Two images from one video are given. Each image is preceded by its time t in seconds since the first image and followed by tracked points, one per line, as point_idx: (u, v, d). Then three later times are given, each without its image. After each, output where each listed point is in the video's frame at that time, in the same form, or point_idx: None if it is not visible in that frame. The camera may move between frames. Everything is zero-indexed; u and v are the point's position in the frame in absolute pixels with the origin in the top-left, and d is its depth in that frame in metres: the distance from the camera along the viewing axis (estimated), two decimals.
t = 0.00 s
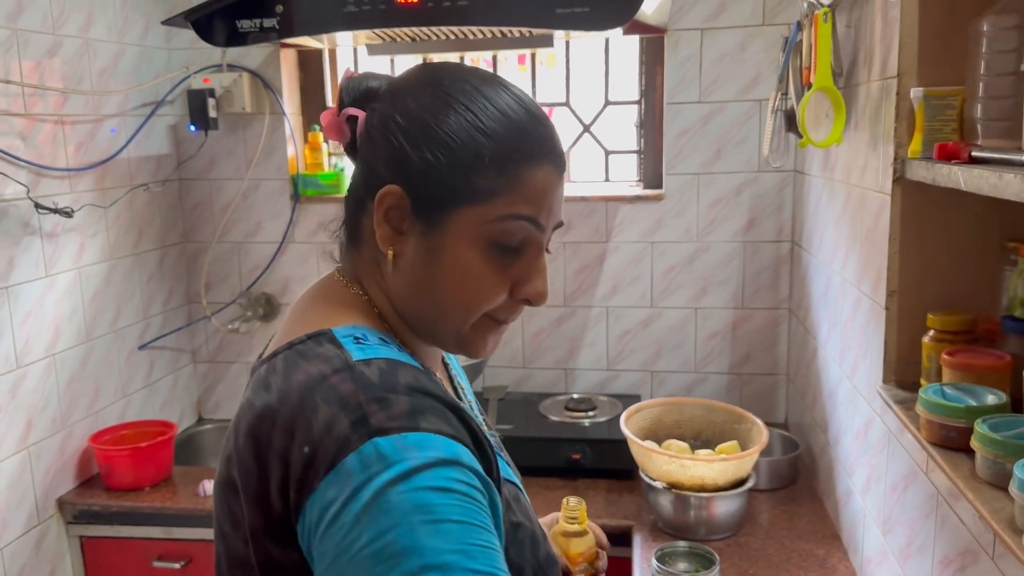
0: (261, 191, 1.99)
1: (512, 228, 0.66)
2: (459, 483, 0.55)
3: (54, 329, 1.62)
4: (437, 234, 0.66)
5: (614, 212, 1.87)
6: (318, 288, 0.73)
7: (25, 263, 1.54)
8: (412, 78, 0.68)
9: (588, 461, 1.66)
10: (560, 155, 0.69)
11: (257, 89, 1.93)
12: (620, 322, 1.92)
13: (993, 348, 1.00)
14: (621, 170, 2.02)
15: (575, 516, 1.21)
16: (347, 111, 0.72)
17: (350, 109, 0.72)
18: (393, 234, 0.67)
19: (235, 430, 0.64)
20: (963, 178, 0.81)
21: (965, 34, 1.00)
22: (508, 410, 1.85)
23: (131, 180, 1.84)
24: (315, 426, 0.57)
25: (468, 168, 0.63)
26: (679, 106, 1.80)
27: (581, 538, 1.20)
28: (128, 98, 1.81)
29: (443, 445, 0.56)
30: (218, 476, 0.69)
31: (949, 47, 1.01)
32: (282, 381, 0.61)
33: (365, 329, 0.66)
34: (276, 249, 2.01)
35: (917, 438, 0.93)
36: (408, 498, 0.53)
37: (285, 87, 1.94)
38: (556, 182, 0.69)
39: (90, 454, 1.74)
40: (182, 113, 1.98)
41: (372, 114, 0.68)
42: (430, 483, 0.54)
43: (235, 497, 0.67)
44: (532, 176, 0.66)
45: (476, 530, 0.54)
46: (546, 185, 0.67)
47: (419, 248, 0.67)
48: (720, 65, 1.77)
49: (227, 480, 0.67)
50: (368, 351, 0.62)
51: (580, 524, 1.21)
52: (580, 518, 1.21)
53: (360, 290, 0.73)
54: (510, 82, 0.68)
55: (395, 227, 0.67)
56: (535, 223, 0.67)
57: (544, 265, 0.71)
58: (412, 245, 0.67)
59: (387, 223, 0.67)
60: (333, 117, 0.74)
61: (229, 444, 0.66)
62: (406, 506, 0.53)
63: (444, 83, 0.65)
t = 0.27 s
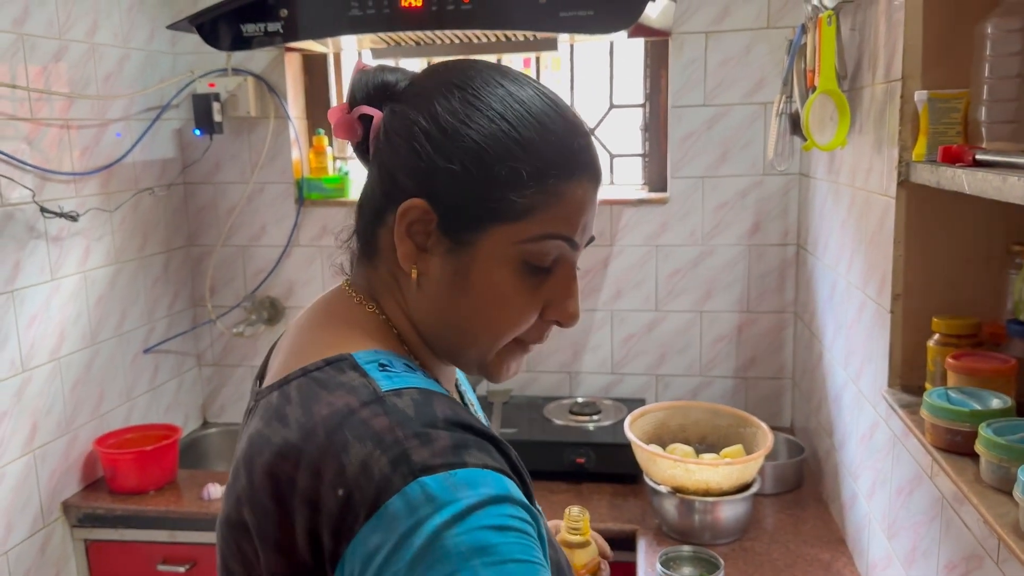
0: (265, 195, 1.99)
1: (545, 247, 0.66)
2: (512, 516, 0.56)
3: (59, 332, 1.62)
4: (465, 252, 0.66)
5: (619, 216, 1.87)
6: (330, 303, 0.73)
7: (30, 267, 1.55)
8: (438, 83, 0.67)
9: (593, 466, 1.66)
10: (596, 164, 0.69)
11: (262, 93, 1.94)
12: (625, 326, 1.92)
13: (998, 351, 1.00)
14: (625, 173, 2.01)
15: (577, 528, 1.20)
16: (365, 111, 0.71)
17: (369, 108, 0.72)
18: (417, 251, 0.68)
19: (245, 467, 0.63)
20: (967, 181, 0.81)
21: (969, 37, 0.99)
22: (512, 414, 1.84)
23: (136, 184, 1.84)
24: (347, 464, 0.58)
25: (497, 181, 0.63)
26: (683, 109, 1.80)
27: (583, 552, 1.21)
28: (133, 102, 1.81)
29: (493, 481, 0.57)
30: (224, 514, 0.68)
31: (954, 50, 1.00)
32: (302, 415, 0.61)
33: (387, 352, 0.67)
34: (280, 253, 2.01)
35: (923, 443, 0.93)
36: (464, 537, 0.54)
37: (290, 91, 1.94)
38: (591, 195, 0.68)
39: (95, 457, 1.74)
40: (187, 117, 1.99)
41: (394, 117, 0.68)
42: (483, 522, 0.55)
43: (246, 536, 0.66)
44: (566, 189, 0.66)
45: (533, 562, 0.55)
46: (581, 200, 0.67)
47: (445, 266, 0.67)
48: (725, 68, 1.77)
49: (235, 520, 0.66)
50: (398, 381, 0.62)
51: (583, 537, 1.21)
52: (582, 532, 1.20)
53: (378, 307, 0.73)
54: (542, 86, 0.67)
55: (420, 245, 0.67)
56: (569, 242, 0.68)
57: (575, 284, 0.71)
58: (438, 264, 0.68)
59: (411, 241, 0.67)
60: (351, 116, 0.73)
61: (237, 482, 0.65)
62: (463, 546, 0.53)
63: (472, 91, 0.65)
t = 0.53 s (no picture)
0: (270, 197, 1.99)
1: (565, 252, 0.66)
2: (539, 534, 0.56)
3: (64, 334, 1.63)
4: (483, 255, 0.66)
5: (623, 217, 1.87)
6: (340, 308, 0.73)
7: (35, 270, 1.55)
8: (459, 82, 0.67)
9: (597, 468, 1.65)
10: (619, 167, 0.68)
11: (266, 95, 1.94)
12: (629, 328, 1.92)
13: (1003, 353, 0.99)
14: (630, 175, 2.01)
15: (584, 532, 1.21)
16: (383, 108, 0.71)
17: (385, 106, 0.71)
18: (433, 254, 0.67)
19: (259, 481, 0.64)
20: (972, 183, 0.81)
21: (973, 38, 0.99)
22: (516, 416, 1.84)
23: (141, 186, 1.85)
24: (368, 478, 0.58)
25: (519, 183, 0.63)
26: (687, 111, 1.80)
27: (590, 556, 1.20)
28: (138, 105, 1.82)
29: (519, 498, 0.57)
30: (235, 528, 0.68)
31: (957, 51, 1.00)
32: (319, 428, 0.61)
33: (403, 360, 0.67)
34: (285, 255, 2.02)
35: (928, 445, 0.92)
36: (491, 556, 0.54)
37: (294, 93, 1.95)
38: (613, 199, 0.68)
39: (100, 459, 1.74)
40: (192, 120, 1.99)
41: (412, 116, 0.68)
42: (510, 540, 0.55)
43: (260, 551, 0.66)
44: (588, 193, 0.66)
45: None
46: (604, 205, 0.67)
47: (462, 269, 0.67)
48: (729, 70, 1.77)
49: (248, 535, 0.66)
50: (419, 392, 0.62)
51: (590, 540, 1.20)
52: (589, 535, 1.20)
53: (392, 312, 0.73)
54: (564, 86, 0.67)
55: (437, 248, 0.67)
56: (590, 249, 0.68)
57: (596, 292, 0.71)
58: (456, 267, 0.68)
59: (426, 243, 0.67)
60: (367, 113, 0.73)
61: (251, 497, 0.65)
62: (489, 564, 0.54)
63: (495, 91, 0.65)
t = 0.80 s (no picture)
0: (275, 198, 2.00)
1: (574, 254, 0.67)
2: (556, 537, 0.56)
3: (70, 334, 1.63)
4: (491, 257, 0.66)
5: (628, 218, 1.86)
6: (345, 311, 0.73)
7: (41, 270, 1.56)
8: (464, 83, 0.67)
9: (602, 469, 1.65)
10: (629, 166, 0.68)
11: (272, 96, 1.95)
12: (634, 329, 1.91)
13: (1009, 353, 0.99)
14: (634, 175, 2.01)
15: (595, 535, 1.20)
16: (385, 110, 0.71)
17: (390, 107, 0.71)
18: (440, 256, 0.67)
19: (265, 487, 0.64)
20: (977, 183, 0.80)
21: (980, 37, 0.99)
22: (521, 417, 1.84)
23: (146, 187, 1.85)
24: (376, 483, 0.57)
25: (527, 184, 0.63)
26: (692, 111, 1.80)
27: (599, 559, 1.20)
28: (143, 105, 1.83)
29: (533, 501, 0.57)
30: (240, 533, 0.68)
31: (963, 51, 1.00)
32: (325, 433, 0.61)
33: (409, 364, 0.67)
34: (290, 256, 2.02)
35: (933, 446, 0.92)
36: (510, 561, 0.54)
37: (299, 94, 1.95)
38: (622, 199, 0.68)
39: (105, 459, 1.75)
40: (197, 120, 2.00)
41: (417, 117, 0.68)
42: (527, 543, 0.55)
43: (265, 556, 0.66)
44: (597, 193, 0.66)
45: None
46: (614, 205, 0.67)
47: (469, 272, 0.67)
48: (734, 70, 1.76)
49: (254, 540, 0.66)
50: (425, 396, 0.62)
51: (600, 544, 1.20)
52: (600, 538, 1.20)
53: (397, 316, 0.73)
54: (571, 84, 0.67)
55: (443, 251, 0.67)
56: (599, 250, 0.68)
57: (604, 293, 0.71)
58: (463, 269, 0.68)
59: (434, 247, 0.67)
60: (371, 113, 0.73)
61: (256, 502, 0.65)
62: (509, 568, 0.54)
63: (501, 91, 0.65)
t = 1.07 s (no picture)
0: (278, 198, 2.00)
1: (578, 250, 0.67)
2: (553, 546, 0.56)
3: (74, 334, 1.64)
4: (496, 255, 0.66)
5: (631, 217, 1.87)
6: (351, 312, 0.73)
7: (45, 270, 1.56)
8: (464, 82, 0.67)
9: (605, 468, 1.65)
10: (630, 160, 0.68)
11: (275, 96, 1.95)
12: (637, 328, 1.92)
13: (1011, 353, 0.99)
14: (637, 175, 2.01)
15: (597, 533, 1.21)
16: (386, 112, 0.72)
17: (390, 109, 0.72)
18: (445, 256, 0.68)
19: (273, 487, 0.64)
20: (980, 183, 0.80)
21: (982, 38, 0.99)
22: (524, 416, 1.84)
23: (151, 187, 1.86)
24: (383, 484, 0.58)
25: (530, 181, 0.63)
26: (695, 111, 1.80)
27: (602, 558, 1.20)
28: (148, 106, 1.83)
29: (534, 507, 0.57)
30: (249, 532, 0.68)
31: (965, 51, 1.00)
32: (333, 433, 0.61)
33: (415, 363, 0.68)
34: (293, 256, 2.03)
35: (936, 446, 0.92)
36: (504, 567, 0.54)
37: (302, 94, 1.96)
38: (624, 193, 0.68)
39: (110, 458, 1.76)
40: (201, 120, 2.00)
41: (419, 117, 0.68)
42: (523, 550, 0.55)
43: (273, 556, 0.66)
44: (599, 188, 0.66)
45: None
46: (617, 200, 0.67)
47: (475, 270, 0.68)
48: (737, 70, 1.77)
49: (262, 540, 0.67)
50: (433, 396, 0.63)
51: (603, 541, 1.20)
52: (603, 536, 1.20)
53: (403, 316, 0.73)
54: (570, 81, 0.67)
55: (448, 250, 0.68)
56: (603, 246, 0.68)
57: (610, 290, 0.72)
58: (468, 268, 0.68)
59: (438, 246, 0.67)
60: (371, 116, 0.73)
61: (265, 502, 0.65)
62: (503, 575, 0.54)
63: (501, 89, 0.65)
